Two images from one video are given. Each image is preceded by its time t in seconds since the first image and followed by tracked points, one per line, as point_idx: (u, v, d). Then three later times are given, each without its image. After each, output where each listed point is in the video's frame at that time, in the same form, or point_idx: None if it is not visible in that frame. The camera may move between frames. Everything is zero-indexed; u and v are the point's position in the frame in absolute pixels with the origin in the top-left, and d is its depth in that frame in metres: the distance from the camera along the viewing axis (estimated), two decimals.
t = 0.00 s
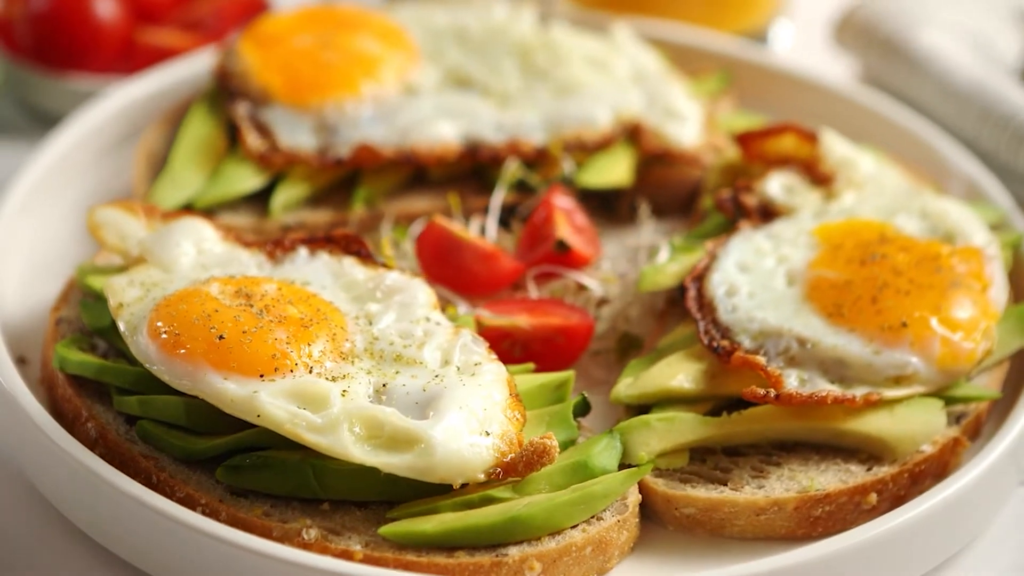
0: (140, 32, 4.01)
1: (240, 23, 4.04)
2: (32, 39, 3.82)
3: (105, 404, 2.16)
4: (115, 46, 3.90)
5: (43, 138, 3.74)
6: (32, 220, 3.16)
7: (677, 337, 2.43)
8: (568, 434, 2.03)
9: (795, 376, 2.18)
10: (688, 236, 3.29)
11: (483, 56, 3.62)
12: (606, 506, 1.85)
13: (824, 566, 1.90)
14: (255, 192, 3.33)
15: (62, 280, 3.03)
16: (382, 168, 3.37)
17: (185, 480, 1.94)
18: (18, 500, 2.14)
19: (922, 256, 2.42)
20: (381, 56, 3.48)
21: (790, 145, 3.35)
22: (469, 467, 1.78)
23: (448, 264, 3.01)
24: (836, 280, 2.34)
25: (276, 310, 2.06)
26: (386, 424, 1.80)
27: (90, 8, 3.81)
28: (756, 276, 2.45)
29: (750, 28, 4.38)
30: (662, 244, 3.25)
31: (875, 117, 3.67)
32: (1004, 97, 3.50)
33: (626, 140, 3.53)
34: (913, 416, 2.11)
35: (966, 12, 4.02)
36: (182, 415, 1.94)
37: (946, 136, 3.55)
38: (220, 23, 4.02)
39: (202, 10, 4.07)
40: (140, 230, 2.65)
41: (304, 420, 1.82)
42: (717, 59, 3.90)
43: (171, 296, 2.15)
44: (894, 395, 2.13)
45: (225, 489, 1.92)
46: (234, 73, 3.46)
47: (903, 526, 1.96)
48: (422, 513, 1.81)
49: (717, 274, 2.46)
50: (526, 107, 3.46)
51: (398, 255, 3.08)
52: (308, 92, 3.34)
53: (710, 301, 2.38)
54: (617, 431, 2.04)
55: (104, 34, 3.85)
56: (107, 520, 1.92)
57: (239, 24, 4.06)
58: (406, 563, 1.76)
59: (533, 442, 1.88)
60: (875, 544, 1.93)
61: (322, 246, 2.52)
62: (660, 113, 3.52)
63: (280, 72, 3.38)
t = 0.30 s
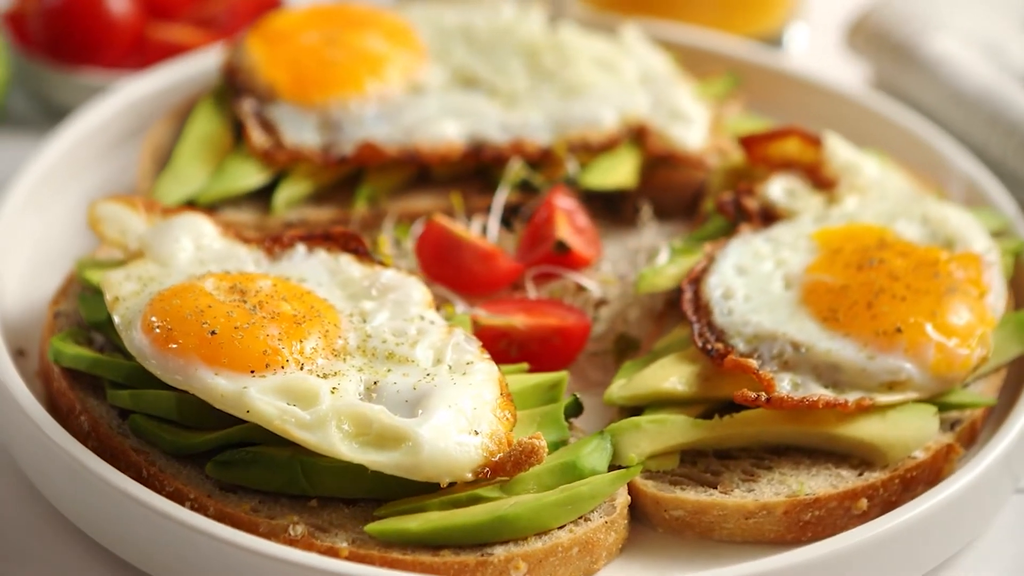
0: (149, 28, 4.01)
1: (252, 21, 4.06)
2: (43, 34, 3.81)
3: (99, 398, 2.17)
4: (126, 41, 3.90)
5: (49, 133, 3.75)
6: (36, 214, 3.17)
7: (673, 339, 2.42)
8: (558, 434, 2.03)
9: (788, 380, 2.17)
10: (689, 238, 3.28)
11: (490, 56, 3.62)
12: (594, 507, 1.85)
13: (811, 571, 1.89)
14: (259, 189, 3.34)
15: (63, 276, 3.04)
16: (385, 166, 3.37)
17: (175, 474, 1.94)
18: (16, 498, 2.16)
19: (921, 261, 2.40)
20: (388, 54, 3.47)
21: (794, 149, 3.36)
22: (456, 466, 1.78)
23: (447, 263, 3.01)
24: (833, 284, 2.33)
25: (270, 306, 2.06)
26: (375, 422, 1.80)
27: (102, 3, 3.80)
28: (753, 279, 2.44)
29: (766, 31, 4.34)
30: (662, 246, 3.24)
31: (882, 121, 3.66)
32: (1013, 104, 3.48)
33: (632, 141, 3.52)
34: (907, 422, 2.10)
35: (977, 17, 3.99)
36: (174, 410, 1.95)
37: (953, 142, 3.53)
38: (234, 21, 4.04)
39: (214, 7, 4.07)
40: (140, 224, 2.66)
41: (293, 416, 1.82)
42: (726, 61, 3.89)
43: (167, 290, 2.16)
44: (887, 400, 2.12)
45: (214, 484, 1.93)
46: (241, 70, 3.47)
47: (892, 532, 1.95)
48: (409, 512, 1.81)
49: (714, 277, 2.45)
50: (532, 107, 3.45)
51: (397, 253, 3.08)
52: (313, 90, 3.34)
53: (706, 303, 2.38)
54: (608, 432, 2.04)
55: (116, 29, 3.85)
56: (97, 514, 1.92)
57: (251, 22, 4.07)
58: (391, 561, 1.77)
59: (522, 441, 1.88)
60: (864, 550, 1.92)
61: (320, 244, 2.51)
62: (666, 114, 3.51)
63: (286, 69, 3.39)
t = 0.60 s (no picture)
0: (156, 24, 4.02)
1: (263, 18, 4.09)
2: (50, 27, 3.80)
3: (94, 392, 2.17)
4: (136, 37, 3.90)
5: (54, 127, 3.76)
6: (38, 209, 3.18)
7: (670, 341, 2.42)
8: (551, 435, 2.03)
9: (782, 384, 2.17)
10: (690, 240, 3.27)
11: (497, 56, 3.62)
12: (583, 508, 1.85)
13: (800, 575, 1.89)
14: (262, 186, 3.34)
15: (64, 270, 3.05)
16: (388, 165, 3.38)
17: (167, 470, 1.95)
18: (11, 495, 2.17)
19: (919, 266, 2.39)
20: (395, 53, 3.48)
21: (797, 152, 3.32)
22: (445, 465, 1.79)
23: (447, 262, 3.01)
24: (829, 288, 2.33)
25: (265, 303, 2.07)
26: (365, 420, 1.81)
27: None
28: (751, 282, 2.44)
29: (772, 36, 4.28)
30: (662, 248, 3.23)
31: (889, 126, 3.64)
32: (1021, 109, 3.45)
33: (636, 143, 3.51)
34: (900, 427, 2.10)
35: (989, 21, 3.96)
36: (167, 405, 1.95)
37: (960, 147, 3.51)
38: (244, 17, 4.09)
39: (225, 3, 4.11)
40: (140, 220, 2.66)
41: (284, 413, 1.83)
42: (734, 64, 3.88)
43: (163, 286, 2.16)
44: (881, 405, 2.12)
45: (205, 480, 1.93)
46: (247, 67, 3.48)
47: (883, 537, 1.95)
48: (398, 510, 1.82)
49: (711, 280, 2.44)
50: (537, 107, 3.46)
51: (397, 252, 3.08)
52: (319, 88, 3.35)
53: (702, 305, 2.37)
54: (600, 433, 2.04)
55: (127, 24, 3.85)
56: (91, 510, 1.93)
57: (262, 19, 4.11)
58: (379, 559, 1.77)
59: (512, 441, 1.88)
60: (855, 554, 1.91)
61: (318, 241, 2.51)
62: (671, 117, 3.50)
63: (292, 66, 3.39)
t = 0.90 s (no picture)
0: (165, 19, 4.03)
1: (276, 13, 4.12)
2: (61, 21, 3.81)
3: (89, 386, 2.18)
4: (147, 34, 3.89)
5: (60, 122, 3.78)
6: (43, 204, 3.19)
7: (666, 343, 2.42)
8: (542, 435, 2.03)
9: (776, 387, 2.17)
10: (690, 243, 3.26)
11: (504, 56, 3.61)
12: (571, 508, 1.85)
13: None
14: (265, 183, 3.35)
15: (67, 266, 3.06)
16: (391, 164, 3.38)
17: (157, 464, 1.96)
18: (10, 493, 2.19)
19: (916, 272, 2.38)
20: (402, 52, 3.48)
21: (801, 155, 3.29)
22: (434, 463, 1.79)
23: (446, 261, 3.01)
24: (826, 292, 2.32)
25: (259, 299, 2.07)
26: (354, 417, 1.81)
27: None
28: (748, 284, 2.43)
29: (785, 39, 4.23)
30: (663, 250, 3.23)
31: (896, 130, 3.61)
32: None
33: (641, 144, 3.50)
34: (893, 432, 2.09)
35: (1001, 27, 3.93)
36: (159, 400, 1.96)
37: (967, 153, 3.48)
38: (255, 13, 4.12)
39: None
40: (140, 215, 2.67)
41: (273, 410, 1.84)
42: (743, 66, 3.87)
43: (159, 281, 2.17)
44: (874, 410, 2.11)
45: (195, 475, 1.94)
46: (254, 64, 3.49)
47: (872, 543, 1.95)
48: (387, 508, 1.83)
49: (708, 282, 2.44)
50: (543, 107, 3.45)
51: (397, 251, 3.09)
52: (325, 86, 3.35)
53: (699, 308, 2.37)
54: (592, 434, 2.04)
55: (140, 21, 3.84)
56: (85, 505, 1.95)
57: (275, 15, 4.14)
58: (366, 556, 1.77)
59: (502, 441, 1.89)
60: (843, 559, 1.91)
61: (317, 238, 2.52)
62: (676, 119, 3.48)
63: (299, 64, 3.40)
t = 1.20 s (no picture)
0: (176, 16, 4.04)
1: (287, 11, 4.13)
2: (72, 17, 3.83)
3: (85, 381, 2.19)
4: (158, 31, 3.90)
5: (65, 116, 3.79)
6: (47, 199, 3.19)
7: (662, 345, 2.41)
8: (534, 436, 2.03)
9: (769, 391, 2.16)
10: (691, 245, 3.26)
11: (512, 56, 3.60)
12: (561, 509, 1.86)
13: None
14: (268, 180, 3.36)
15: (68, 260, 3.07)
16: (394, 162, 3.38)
17: (149, 459, 1.97)
18: (9, 491, 2.20)
19: (914, 277, 2.37)
20: (408, 51, 3.48)
21: (804, 158, 3.30)
22: (423, 462, 1.80)
23: (445, 260, 3.01)
24: (822, 296, 2.31)
25: (254, 296, 2.07)
26: (345, 415, 1.82)
27: None
28: (745, 287, 2.43)
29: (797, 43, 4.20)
30: (663, 252, 3.22)
31: (902, 135, 3.57)
32: None
33: (645, 146, 3.49)
34: (886, 437, 2.09)
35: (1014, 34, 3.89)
36: (153, 394, 1.97)
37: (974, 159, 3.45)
38: (266, 11, 4.12)
39: None
40: (140, 211, 2.68)
41: (264, 406, 1.85)
42: (751, 69, 3.85)
43: (155, 276, 2.17)
44: (867, 415, 2.11)
45: (187, 470, 1.95)
46: (261, 62, 3.49)
47: (862, 548, 1.94)
48: (376, 506, 1.84)
49: (705, 285, 2.43)
50: (548, 108, 3.45)
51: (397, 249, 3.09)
52: (330, 84, 3.35)
53: (695, 310, 2.36)
54: (583, 435, 2.04)
55: (150, 19, 3.85)
56: (80, 501, 1.96)
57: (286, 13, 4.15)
58: (353, 554, 1.78)
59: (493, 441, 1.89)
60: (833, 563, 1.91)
61: (316, 236, 2.52)
62: (682, 121, 3.47)
63: (305, 61, 3.41)
